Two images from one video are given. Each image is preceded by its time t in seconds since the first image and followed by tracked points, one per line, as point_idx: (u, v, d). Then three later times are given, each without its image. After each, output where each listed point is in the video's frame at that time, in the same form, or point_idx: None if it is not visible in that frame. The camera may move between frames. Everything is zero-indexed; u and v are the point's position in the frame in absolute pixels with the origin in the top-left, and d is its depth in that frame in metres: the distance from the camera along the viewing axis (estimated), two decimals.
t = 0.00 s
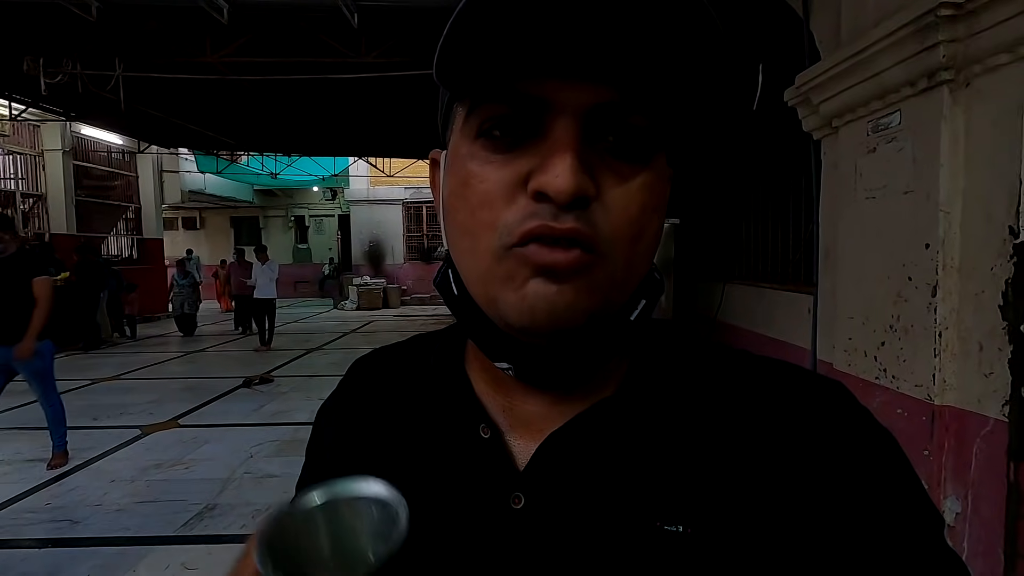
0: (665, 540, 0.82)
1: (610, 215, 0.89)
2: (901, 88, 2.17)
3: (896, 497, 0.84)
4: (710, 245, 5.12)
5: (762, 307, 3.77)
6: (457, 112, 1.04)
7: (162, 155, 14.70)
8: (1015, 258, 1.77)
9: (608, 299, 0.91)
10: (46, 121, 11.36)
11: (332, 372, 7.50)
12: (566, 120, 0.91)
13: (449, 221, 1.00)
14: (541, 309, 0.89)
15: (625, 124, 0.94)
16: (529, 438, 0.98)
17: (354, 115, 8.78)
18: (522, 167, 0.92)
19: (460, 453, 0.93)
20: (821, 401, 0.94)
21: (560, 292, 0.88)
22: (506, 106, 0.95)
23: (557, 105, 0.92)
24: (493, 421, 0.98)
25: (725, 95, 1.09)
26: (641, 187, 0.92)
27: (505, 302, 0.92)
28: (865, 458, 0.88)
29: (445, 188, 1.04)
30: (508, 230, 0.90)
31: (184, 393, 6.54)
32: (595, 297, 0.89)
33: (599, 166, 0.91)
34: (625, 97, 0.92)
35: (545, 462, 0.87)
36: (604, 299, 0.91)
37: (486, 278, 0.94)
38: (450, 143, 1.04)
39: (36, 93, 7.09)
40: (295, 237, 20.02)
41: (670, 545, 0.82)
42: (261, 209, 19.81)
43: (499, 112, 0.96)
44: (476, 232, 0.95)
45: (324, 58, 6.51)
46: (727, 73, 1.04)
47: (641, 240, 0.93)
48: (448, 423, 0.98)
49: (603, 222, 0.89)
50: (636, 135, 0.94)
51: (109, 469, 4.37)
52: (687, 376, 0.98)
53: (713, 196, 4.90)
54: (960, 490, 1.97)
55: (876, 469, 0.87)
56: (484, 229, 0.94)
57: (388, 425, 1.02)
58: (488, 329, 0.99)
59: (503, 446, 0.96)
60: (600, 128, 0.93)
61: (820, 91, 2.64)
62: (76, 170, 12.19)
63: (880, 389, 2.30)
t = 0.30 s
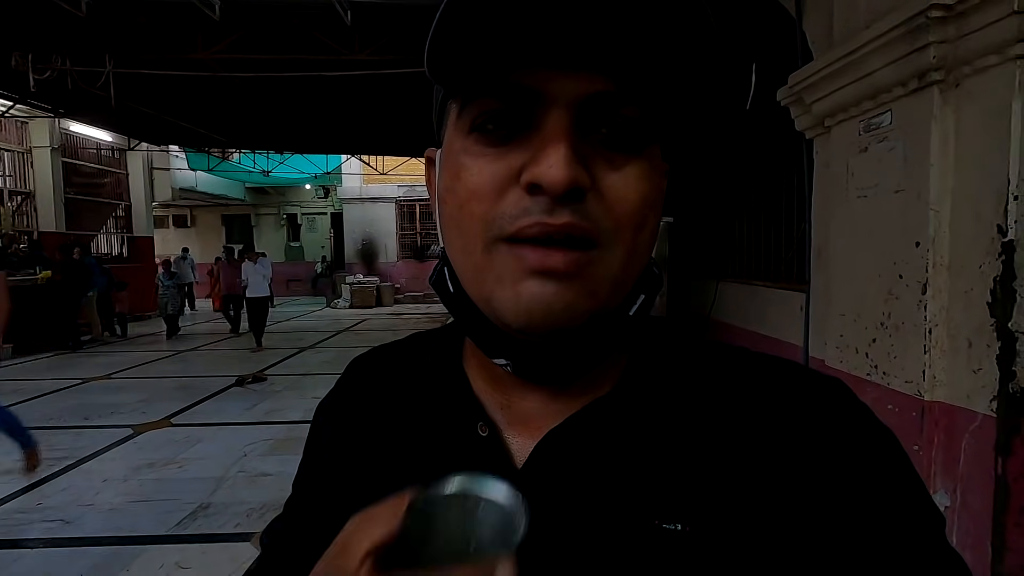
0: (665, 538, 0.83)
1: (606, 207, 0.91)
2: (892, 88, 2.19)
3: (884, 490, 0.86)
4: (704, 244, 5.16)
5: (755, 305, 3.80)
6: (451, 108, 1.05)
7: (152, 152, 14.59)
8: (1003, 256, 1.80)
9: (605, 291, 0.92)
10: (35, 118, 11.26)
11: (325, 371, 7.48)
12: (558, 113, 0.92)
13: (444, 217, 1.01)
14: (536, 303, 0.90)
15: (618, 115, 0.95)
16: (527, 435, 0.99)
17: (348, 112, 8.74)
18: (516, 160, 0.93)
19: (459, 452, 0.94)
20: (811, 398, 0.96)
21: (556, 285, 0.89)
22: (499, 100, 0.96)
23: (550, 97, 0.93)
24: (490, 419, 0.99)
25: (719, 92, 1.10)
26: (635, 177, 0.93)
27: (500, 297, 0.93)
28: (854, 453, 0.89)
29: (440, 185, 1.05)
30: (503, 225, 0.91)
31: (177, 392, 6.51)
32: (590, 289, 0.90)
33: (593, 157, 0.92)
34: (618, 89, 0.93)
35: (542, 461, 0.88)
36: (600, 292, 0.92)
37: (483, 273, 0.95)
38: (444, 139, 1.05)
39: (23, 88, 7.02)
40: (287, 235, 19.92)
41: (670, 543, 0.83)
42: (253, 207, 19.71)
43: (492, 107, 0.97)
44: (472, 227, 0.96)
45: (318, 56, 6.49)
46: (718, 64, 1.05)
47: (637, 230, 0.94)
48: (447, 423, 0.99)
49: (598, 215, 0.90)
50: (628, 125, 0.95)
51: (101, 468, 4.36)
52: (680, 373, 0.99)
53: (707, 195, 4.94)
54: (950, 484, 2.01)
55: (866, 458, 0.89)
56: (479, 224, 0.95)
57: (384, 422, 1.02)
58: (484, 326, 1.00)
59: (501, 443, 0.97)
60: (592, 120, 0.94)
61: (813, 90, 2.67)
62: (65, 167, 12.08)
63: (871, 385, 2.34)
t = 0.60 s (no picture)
0: (665, 538, 0.85)
1: (601, 206, 0.92)
2: (884, 84, 2.21)
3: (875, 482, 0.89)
4: (698, 239, 5.19)
5: (748, 300, 3.83)
6: (447, 107, 1.06)
7: (143, 149, 14.48)
8: (991, 250, 1.83)
9: (602, 288, 0.93)
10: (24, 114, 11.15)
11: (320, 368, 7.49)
12: (553, 114, 0.93)
13: (440, 215, 1.02)
14: (533, 302, 0.90)
15: (613, 115, 0.96)
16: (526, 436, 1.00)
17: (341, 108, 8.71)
18: (511, 160, 0.95)
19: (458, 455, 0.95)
20: (803, 395, 0.98)
21: (552, 282, 0.90)
22: (492, 100, 0.97)
23: (545, 98, 0.94)
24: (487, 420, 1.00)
25: (713, 92, 1.12)
26: (630, 177, 0.95)
27: (496, 295, 0.93)
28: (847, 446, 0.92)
29: (436, 186, 1.07)
30: (498, 224, 0.92)
31: (172, 391, 6.50)
32: (588, 287, 0.91)
33: (588, 157, 0.93)
34: (613, 88, 0.95)
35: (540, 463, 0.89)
36: (598, 290, 0.93)
37: (479, 272, 0.96)
38: (440, 138, 1.05)
39: (13, 85, 6.96)
40: (281, 232, 19.84)
41: (670, 544, 0.84)
42: (246, 204, 19.62)
43: (486, 108, 0.98)
44: (468, 226, 0.97)
45: (311, 52, 6.44)
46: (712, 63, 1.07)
47: (633, 226, 0.95)
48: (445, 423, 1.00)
49: (594, 214, 0.91)
50: (625, 124, 0.97)
51: (96, 467, 4.35)
52: (677, 371, 1.02)
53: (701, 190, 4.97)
54: (940, 474, 2.04)
55: (856, 452, 0.92)
56: (475, 224, 0.96)
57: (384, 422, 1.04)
58: (482, 325, 1.01)
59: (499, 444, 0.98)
60: (588, 120, 0.95)
61: (805, 86, 2.69)
62: (55, 164, 11.98)
63: (863, 378, 2.37)
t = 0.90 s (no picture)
0: (666, 538, 0.86)
1: (599, 209, 0.95)
2: (879, 83, 2.24)
3: (869, 473, 0.91)
4: (696, 236, 5.22)
5: (747, 297, 3.86)
6: (448, 106, 1.09)
7: (142, 148, 14.49)
8: (982, 246, 1.86)
9: (601, 288, 0.96)
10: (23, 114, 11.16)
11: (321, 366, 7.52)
12: (553, 115, 0.96)
13: (440, 215, 1.05)
14: (529, 301, 0.94)
15: (613, 117, 0.98)
16: (531, 434, 1.03)
17: (340, 107, 8.73)
18: (510, 161, 0.98)
19: (463, 451, 0.97)
20: (801, 390, 1.00)
21: (551, 283, 0.93)
22: (492, 102, 1.00)
23: (544, 100, 0.97)
24: (491, 418, 1.03)
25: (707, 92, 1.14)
26: (630, 180, 0.98)
27: (495, 295, 0.97)
28: (843, 437, 0.95)
29: (436, 186, 1.09)
30: (497, 225, 0.96)
31: (173, 389, 6.52)
32: (586, 287, 0.94)
33: (587, 159, 0.96)
34: (612, 90, 0.97)
35: (542, 462, 0.91)
36: (597, 290, 0.96)
37: (477, 272, 0.99)
38: (442, 137, 1.08)
39: (13, 85, 6.97)
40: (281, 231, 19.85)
41: (671, 544, 0.86)
42: (245, 203, 19.63)
43: (486, 109, 1.01)
44: (467, 227, 1.00)
45: (310, 50, 6.45)
46: (706, 64, 1.10)
47: (633, 228, 0.98)
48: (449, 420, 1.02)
49: (592, 217, 0.94)
50: (625, 126, 0.99)
51: (99, 465, 4.38)
52: (676, 368, 1.04)
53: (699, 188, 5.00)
54: (933, 467, 2.06)
55: (852, 443, 0.94)
56: (473, 224, 0.99)
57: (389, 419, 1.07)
58: (483, 325, 1.03)
59: (502, 441, 1.01)
60: (588, 121, 0.98)
61: (801, 84, 2.71)
62: (55, 164, 11.98)
63: (858, 372, 2.40)
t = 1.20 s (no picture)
0: (676, 529, 0.91)
1: (592, 245, 0.91)
2: (880, 80, 2.27)
3: (870, 461, 0.95)
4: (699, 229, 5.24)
5: (747, 290, 3.90)
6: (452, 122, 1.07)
7: (144, 137, 14.46)
8: (979, 243, 1.90)
9: (594, 319, 0.94)
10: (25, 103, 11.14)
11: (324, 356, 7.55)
12: (546, 153, 0.93)
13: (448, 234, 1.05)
14: (526, 328, 0.94)
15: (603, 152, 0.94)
16: (544, 428, 1.04)
17: (343, 97, 8.72)
18: (505, 195, 0.95)
19: (480, 441, 1.01)
20: (804, 382, 1.03)
21: (545, 314, 0.93)
22: (484, 135, 0.97)
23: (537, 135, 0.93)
24: (507, 410, 1.05)
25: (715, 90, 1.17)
26: (625, 214, 0.93)
27: (497, 318, 0.97)
28: (844, 428, 0.98)
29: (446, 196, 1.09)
30: (494, 258, 0.95)
31: (178, 378, 6.57)
32: (578, 318, 0.93)
33: (581, 193, 0.92)
34: (601, 123, 0.93)
35: (558, 450, 0.95)
36: (591, 318, 0.94)
37: (480, 296, 0.99)
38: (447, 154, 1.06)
39: (16, 74, 6.97)
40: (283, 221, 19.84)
41: (678, 533, 0.91)
42: (247, 192, 19.62)
43: (480, 140, 0.98)
44: (470, 252, 1.00)
45: (313, 41, 6.44)
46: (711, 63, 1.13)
47: (627, 259, 0.94)
48: (467, 413, 1.06)
49: (583, 253, 0.91)
50: (616, 163, 0.94)
51: (106, 452, 4.43)
52: (686, 361, 1.06)
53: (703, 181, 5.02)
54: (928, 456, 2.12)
55: (854, 434, 0.97)
56: (476, 251, 0.99)
57: (410, 407, 1.11)
58: (490, 337, 1.03)
59: (517, 433, 1.03)
60: (581, 154, 0.93)
61: (803, 81, 2.75)
62: (57, 153, 11.97)
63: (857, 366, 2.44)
